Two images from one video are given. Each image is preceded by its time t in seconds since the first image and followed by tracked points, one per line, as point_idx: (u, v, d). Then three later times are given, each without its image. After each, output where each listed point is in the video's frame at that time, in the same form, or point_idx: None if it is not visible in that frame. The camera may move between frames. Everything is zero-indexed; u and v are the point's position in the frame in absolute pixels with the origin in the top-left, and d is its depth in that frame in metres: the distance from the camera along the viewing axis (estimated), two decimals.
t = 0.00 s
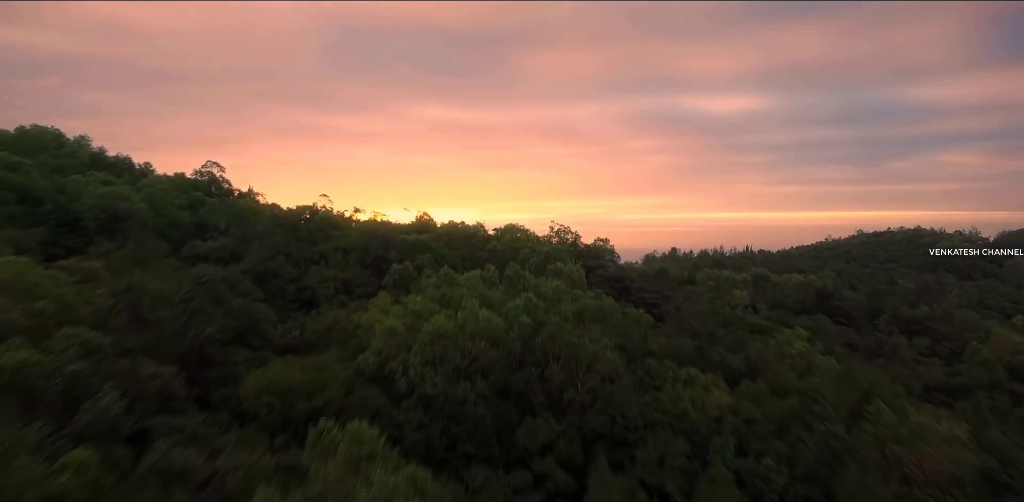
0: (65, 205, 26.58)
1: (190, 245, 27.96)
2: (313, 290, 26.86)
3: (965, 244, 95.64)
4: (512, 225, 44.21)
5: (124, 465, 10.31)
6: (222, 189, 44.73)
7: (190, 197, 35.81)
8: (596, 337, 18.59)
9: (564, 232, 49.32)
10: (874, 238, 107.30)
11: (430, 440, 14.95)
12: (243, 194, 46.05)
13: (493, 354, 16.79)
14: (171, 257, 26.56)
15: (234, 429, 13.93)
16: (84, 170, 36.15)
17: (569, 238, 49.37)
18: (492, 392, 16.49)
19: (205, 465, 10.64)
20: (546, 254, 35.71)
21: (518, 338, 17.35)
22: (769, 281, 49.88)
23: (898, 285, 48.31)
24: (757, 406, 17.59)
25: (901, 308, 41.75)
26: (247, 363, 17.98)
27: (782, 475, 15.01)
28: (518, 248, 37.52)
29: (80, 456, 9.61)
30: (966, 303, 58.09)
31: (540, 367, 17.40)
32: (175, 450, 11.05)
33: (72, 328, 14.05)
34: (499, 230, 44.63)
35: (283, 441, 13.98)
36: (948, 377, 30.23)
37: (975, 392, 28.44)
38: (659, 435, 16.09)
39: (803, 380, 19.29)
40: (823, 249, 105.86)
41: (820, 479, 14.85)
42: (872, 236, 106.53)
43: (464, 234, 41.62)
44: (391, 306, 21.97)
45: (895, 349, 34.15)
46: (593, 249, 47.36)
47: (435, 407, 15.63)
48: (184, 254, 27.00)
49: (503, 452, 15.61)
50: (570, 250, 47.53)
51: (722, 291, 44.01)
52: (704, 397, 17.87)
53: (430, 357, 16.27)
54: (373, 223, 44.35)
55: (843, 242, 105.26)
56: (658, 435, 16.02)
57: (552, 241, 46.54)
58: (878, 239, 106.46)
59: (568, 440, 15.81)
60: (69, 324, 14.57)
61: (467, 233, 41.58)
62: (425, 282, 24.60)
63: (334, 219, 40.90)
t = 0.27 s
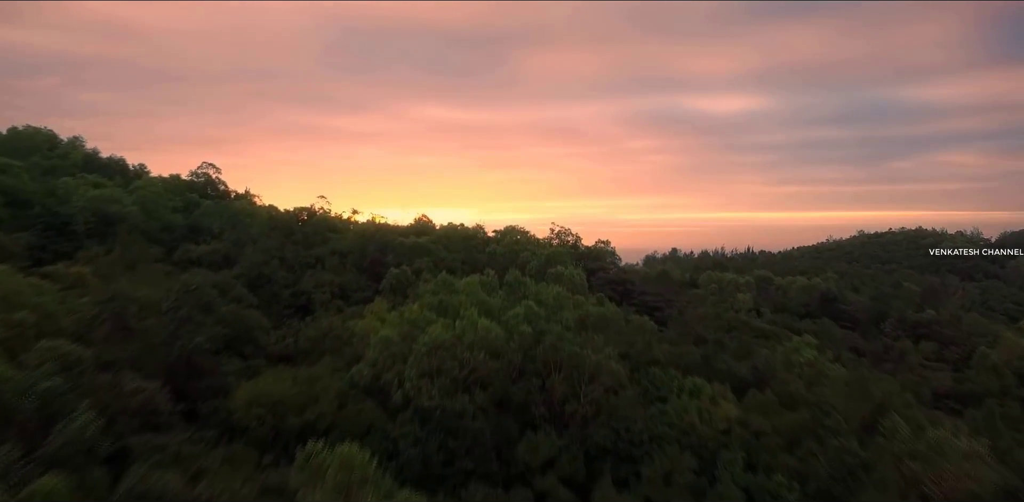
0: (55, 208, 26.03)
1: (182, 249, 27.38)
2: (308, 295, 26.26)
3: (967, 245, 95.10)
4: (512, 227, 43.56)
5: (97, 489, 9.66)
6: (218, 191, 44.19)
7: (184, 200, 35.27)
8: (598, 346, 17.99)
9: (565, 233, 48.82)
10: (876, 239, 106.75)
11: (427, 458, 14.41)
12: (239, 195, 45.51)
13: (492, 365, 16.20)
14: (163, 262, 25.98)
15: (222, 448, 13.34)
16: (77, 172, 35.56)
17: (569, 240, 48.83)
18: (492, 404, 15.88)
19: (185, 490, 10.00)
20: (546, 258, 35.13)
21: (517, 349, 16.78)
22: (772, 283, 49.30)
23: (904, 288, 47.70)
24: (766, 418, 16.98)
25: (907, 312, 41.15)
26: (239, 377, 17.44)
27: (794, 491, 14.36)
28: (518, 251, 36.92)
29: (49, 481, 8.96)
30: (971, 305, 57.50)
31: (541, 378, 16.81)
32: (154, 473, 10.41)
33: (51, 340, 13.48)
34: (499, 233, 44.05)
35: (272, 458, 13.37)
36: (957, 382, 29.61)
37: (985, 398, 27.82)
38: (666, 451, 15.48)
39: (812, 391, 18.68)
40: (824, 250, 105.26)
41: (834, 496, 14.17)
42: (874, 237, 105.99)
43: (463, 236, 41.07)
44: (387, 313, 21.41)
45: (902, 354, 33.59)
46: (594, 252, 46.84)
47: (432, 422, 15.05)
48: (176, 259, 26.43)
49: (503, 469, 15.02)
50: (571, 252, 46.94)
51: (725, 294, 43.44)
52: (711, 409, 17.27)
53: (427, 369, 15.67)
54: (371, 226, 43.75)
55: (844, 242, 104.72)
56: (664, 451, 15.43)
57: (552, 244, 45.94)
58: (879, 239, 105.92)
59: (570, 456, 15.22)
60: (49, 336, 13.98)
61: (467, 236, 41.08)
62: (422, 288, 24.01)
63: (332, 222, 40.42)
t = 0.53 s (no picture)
0: (43, 212, 25.41)
1: (174, 253, 26.72)
2: (303, 301, 25.60)
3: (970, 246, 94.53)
4: (511, 228, 43.05)
5: None
6: (214, 192, 43.58)
7: (178, 203, 34.66)
8: (602, 356, 17.35)
9: (566, 235, 48.23)
10: (878, 239, 106.15)
11: (424, 477, 13.80)
12: (235, 197, 44.84)
13: (492, 378, 15.57)
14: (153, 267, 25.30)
15: (208, 468, 12.73)
16: (69, 173, 34.95)
17: (570, 242, 48.24)
18: (491, 418, 15.24)
19: None
20: (547, 261, 34.53)
21: (518, 360, 16.13)
22: (775, 286, 48.68)
23: (909, 291, 47.09)
24: (775, 433, 16.35)
25: (913, 316, 40.51)
26: (229, 389, 16.83)
27: None
28: (518, 255, 36.27)
29: None
30: (975, 307, 56.98)
31: (542, 390, 16.17)
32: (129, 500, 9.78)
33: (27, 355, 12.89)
34: (499, 235, 43.45)
35: (260, 479, 12.75)
36: (968, 389, 28.98)
37: (997, 406, 27.20)
38: (673, 467, 14.84)
39: (824, 403, 18.04)
40: (826, 251, 104.70)
41: None
42: (875, 238, 105.43)
43: (463, 239, 40.46)
44: (383, 321, 20.77)
45: (909, 359, 32.96)
46: (595, 254, 46.25)
47: (429, 438, 14.41)
48: (168, 263, 25.77)
49: (504, 487, 14.39)
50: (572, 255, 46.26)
51: (729, 298, 42.84)
52: (719, 422, 16.63)
53: (423, 382, 15.02)
54: (369, 228, 43.07)
55: (846, 243, 104.16)
56: (671, 468, 14.79)
57: (553, 246, 45.28)
58: (881, 240, 105.36)
59: (574, 473, 14.60)
60: (25, 351, 13.33)
61: (467, 238, 40.48)
62: (420, 294, 23.38)
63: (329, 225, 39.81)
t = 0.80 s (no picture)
0: (32, 216, 24.79)
1: (166, 257, 26.06)
2: (297, 307, 24.97)
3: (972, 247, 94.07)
4: (511, 230, 42.48)
5: None
6: (210, 194, 42.95)
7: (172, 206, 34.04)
8: (606, 367, 16.67)
9: (566, 238, 47.60)
10: (880, 240, 105.61)
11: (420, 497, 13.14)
12: (231, 199, 44.17)
13: (492, 391, 14.89)
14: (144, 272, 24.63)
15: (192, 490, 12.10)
16: (61, 175, 34.31)
17: (571, 244, 47.63)
18: (491, 433, 14.56)
19: None
20: (548, 265, 33.90)
21: (519, 372, 15.45)
22: (779, 289, 48.06)
23: (915, 294, 46.47)
24: (787, 449, 15.69)
25: (920, 320, 39.92)
26: (218, 402, 16.18)
27: None
28: (518, 258, 35.65)
29: None
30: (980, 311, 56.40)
31: (544, 403, 15.50)
32: None
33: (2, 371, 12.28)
34: (499, 238, 42.82)
35: None
36: (978, 397, 28.34)
37: (1009, 415, 26.57)
38: (681, 485, 14.15)
39: (837, 417, 17.39)
40: (827, 252, 104.10)
41: None
42: (877, 238, 104.82)
43: (462, 242, 39.84)
44: (379, 330, 20.12)
45: (917, 365, 32.34)
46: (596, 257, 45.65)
47: (426, 455, 13.74)
48: (159, 268, 25.09)
49: None
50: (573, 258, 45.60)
51: (732, 301, 42.21)
52: (728, 438, 15.97)
53: (420, 396, 14.34)
54: (367, 230, 42.40)
55: (848, 244, 103.58)
56: (680, 486, 14.11)
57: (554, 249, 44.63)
58: (883, 241, 104.77)
59: (577, 492, 13.93)
60: None
61: (466, 241, 39.86)
62: (418, 301, 22.75)
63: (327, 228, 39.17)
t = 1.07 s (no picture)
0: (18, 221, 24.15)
1: (157, 262, 25.38)
2: (292, 313, 24.31)
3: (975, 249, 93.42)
4: (512, 232, 41.82)
5: None
6: (206, 196, 42.33)
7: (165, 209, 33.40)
8: (610, 380, 15.99)
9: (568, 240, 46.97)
10: (882, 241, 104.99)
11: None
12: (228, 201, 43.51)
13: (492, 407, 14.19)
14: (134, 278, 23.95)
15: None
16: (53, 178, 33.69)
17: (572, 247, 47.00)
18: (491, 451, 13.88)
19: None
20: (549, 269, 33.24)
21: (520, 386, 14.76)
22: (783, 292, 47.41)
23: (921, 298, 45.81)
24: (800, 467, 14.99)
25: (927, 325, 39.24)
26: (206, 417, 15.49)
27: None
28: (519, 262, 34.96)
29: None
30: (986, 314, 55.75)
31: (546, 418, 14.80)
32: None
33: None
34: (499, 240, 42.16)
35: None
36: (991, 404, 27.64)
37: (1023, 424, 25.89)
38: None
39: (850, 431, 16.71)
40: (829, 252, 103.47)
41: None
42: (879, 239, 104.15)
43: (461, 245, 39.19)
44: (375, 339, 19.46)
45: (927, 371, 31.64)
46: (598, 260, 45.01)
47: (422, 475, 13.07)
48: (149, 273, 24.41)
49: None
50: (574, 261, 44.90)
51: (736, 305, 41.54)
52: (737, 455, 15.29)
53: (415, 413, 13.64)
54: (365, 233, 41.70)
55: (850, 245, 102.96)
56: None
57: (555, 252, 43.94)
58: (885, 241, 104.15)
59: None
60: None
61: (466, 244, 39.21)
62: (416, 309, 22.10)
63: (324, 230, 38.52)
